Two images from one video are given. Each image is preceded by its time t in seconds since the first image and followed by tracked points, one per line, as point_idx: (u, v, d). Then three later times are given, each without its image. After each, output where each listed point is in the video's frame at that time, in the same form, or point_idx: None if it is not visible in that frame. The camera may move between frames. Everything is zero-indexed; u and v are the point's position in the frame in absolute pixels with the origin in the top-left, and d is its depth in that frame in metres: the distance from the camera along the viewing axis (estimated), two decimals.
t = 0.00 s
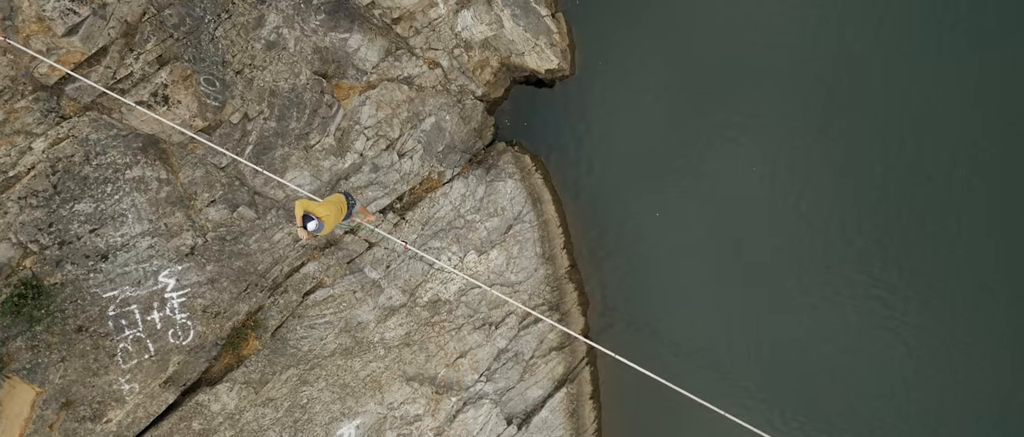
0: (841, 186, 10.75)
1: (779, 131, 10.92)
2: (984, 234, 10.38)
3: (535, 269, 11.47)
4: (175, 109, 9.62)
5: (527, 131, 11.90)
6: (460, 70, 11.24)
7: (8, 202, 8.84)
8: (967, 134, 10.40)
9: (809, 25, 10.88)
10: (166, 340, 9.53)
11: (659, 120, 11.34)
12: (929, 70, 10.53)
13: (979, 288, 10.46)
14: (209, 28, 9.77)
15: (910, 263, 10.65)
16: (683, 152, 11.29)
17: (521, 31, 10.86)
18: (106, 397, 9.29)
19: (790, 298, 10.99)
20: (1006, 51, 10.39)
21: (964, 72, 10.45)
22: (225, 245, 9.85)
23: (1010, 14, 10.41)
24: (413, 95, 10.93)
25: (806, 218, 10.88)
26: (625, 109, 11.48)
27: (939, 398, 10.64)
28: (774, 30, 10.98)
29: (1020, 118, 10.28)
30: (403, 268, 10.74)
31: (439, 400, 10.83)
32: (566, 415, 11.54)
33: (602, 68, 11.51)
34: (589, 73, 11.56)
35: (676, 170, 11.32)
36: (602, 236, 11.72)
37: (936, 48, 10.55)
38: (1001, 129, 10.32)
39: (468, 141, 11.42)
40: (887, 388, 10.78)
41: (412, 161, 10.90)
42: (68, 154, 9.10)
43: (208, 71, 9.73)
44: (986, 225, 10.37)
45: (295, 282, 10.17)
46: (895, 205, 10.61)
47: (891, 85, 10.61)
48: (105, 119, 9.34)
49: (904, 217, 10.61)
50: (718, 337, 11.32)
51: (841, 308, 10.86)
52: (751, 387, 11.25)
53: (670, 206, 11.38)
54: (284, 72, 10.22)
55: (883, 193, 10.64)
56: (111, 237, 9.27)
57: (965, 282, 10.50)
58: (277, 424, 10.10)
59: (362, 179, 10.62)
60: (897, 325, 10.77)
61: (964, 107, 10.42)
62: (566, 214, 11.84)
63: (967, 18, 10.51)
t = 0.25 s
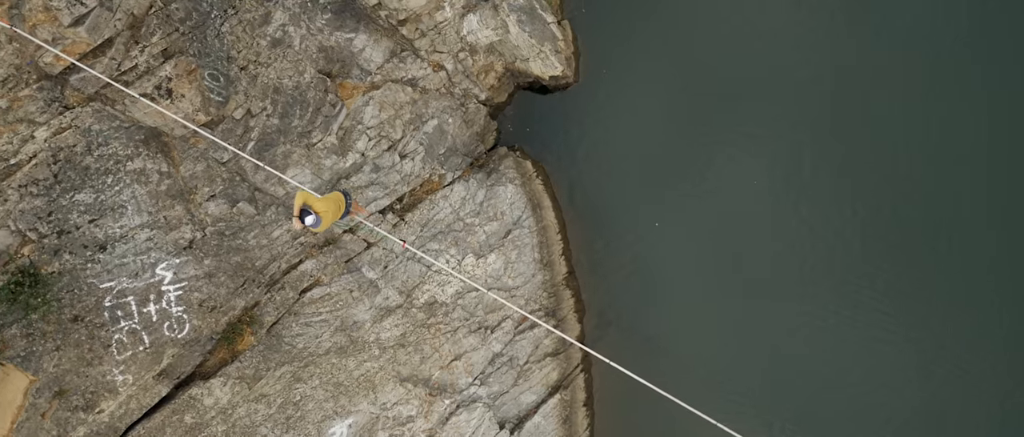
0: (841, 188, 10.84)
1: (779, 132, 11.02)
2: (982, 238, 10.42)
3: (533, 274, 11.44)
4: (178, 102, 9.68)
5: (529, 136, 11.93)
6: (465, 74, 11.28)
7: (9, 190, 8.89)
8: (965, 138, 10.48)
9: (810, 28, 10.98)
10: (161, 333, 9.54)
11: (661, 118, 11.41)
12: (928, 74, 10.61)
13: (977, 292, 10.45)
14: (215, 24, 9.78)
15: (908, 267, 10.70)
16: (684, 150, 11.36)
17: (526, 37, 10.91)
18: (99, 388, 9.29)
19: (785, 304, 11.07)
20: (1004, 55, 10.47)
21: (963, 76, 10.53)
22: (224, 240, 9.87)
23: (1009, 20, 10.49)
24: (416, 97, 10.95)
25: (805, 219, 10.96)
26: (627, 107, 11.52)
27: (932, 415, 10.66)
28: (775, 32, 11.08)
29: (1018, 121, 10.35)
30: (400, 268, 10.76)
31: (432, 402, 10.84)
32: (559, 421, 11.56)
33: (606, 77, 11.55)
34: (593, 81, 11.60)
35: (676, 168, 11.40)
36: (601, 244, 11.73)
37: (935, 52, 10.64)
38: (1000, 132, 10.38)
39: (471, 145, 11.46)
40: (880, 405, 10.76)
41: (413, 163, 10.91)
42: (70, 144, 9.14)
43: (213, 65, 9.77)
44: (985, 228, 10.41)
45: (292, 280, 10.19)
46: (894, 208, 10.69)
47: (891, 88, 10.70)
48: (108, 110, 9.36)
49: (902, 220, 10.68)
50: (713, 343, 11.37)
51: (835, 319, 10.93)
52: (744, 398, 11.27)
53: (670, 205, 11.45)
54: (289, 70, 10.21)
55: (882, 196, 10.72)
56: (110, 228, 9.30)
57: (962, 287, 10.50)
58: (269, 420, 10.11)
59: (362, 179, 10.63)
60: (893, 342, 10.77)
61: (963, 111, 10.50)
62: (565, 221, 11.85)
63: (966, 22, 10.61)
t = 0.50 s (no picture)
0: (845, 188, 10.91)
1: (785, 130, 11.06)
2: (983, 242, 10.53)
3: (533, 279, 11.48)
4: (184, 95, 9.67)
5: (534, 141, 11.90)
6: (471, 77, 11.25)
7: (11, 177, 8.90)
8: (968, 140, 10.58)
9: (817, 28, 11.04)
10: (159, 324, 9.54)
11: (668, 113, 11.40)
12: (932, 76, 10.71)
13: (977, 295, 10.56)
14: (223, 18, 9.71)
15: (910, 268, 10.77)
16: (691, 145, 11.36)
17: (534, 42, 10.96)
18: (95, 377, 9.31)
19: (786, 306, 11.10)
20: (1007, 58, 10.60)
21: (966, 78, 10.64)
22: (224, 234, 9.88)
23: (1012, 24, 10.62)
24: (422, 98, 10.96)
25: (809, 219, 11.01)
26: (633, 102, 11.50)
27: (925, 428, 10.85)
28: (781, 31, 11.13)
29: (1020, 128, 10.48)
30: (400, 269, 10.75)
31: (427, 403, 10.90)
32: (553, 426, 11.64)
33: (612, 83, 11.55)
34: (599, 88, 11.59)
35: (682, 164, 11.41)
36: (601, 251, 11.74)
37: (940, 54, 10.74)
38: (1002, 136, 10.51)
39: (474, 148, 11.43)
40: (874, 416, 10.90)
41: (416, 163, 10.93)
42: (74, 133, 9.16)
43: (220, 60, 9.72)
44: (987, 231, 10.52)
45: (291, 276, 10.19)
46: (898, 209, 10.78)
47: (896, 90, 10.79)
48: (113, 100, 9.35)
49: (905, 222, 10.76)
50: (712, 346, 11.37)
51: (833, 330, 11.01)
52: (740, 407, 11.33)
53: (675, 200, 11.44)
54: (296, 66, 10.21)
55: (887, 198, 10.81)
56: (111, 218, 9.33)
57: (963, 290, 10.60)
58: (264, 415, 10.12)
59: (365, 178, 10.62)
60: (889, 353, 10.87)
61: (966, 114, 10.61)
62: (566, 227, 11.85)
63: (970, 25, 10.69)
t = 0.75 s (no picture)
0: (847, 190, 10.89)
1: (787, 137, 11.07)
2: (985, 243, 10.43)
3: (533, 283, 11.47)
4: (190, 87, 9.67)
5: (538, 145, 11.92)
6: (477, 79, 11.25)
7: (15, 163, 8.90)
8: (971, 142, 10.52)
9: (820, 35, 11.03)
10: (157, 315, 9.52)
11: (672, 117, 11.45)
12: (936, 78, 10.66)
13: (977, 299, 10.47)
14: (232, 12, 9.74)
15: (911, 272, 10.71)
16: (694, 141, 11.38)
17: (541, 46, 10.96)
18: (91, 366, 9.29)
19: (785, 308, 11.08)
20: (1011, 60, 10.55)
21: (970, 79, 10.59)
22: (226, 227, 9.88)
23: (1016, 30, 10.57)
24: (428, 99, 10.96)
25: (810, 219, 11.00)
26: (637, 98, 11.55)
27: None
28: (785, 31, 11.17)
29: None
30: (400, 268, 10.75)
31: (423, 403, 10.89)
32: (548, 431, 11.60)
33: (619, 89, 11.57)
34: (605, 94, 11.62)
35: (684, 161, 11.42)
36: (602, 257, 11.78)
37: (944, 62, 10.67)
38: (1001, 137, 10.43)
39: (478, 150, 11.47)
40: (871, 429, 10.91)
41: (420, 163, 10.91)
42: (79, 121, 9.17)
43: (228, 53, 9.74)
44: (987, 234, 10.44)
45: (291, 272, 10.20)
46: (900, 212, 10.70)
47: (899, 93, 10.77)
48: (120, 90, 9.39)
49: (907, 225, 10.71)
50: (710, 354, 11.33)
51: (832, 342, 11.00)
52: (736, 417, 11.31)
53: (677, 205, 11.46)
54: (303, 63, 10.23)
55: (890, 199, 10.72)
56: (114, 208, 9.33)
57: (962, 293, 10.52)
58: (260, 410, 10.09)
59: (368, 177, 10.60)
60: (886, 368, 10.84)
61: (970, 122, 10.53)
62: (567, 232, 11.88)
63: (974, 31, 10.65)
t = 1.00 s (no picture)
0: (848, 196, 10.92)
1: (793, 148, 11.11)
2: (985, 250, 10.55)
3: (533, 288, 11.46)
4: (198, 80, 9.65)
5: (543, 150, 11.90)
6: (485, 82, 11.24)
7: (21, 150, 8.92)
8: (972, 149, 10.64)
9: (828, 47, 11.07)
10: (156, 307, 9.50)
11: (677, 124, 11.41)
12: (938, 84, 10.75)
13: (978, 306, 10.58)
14: (241, 6, 9.75)
15: (911, 279, 10.79)
16: (698, 143, 11.38)
17: (549, 51, 10.96)
18: (89, 355, 9.27)
19: (786, 319, 11.11)
20: (1011, 67, 10.67)
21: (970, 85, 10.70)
22: (228, 222, 9.90)
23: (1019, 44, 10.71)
24: (434, 100, 10.93)
25: (811, 225, 11.03)
26: (642, 105, 11.51)
27: None
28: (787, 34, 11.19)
29: None
30: (401, 268, 10.73)
31: (419, 404, 10.88)
32: None
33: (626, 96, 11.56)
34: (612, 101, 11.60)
35: (688, 165, 11.41)
36: (603, 265, 11.74)
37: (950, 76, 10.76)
38: (1002, 146, 10.58)
39: (483, 153, 11.41)
40: None
41: (424, 164, 10.91)
42: (86, 109, 9.17)
43: (236, 47, 9.75)
44: (988, 239, 10.57)
45: (292, 268, 10.19)
46: (903, 225, 10.81)
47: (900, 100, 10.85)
48: (127, 81, 9.40)
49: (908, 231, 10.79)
50: (709, 365, 11.30)
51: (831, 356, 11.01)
52: (733, 429, 11.29)
53: (681, 213, 11.44)
54: (311, 60, 10.24)
55: (892, 208, 10.83)
56: (117, 198, 9.33)
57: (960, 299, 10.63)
58: (256, 405, 10.08)
59: (372, 175, 10.63)
60: (882, 383, 10.94)
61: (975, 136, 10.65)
62: (569, 238, 11.87)
63: (979, 46, 10.76)
